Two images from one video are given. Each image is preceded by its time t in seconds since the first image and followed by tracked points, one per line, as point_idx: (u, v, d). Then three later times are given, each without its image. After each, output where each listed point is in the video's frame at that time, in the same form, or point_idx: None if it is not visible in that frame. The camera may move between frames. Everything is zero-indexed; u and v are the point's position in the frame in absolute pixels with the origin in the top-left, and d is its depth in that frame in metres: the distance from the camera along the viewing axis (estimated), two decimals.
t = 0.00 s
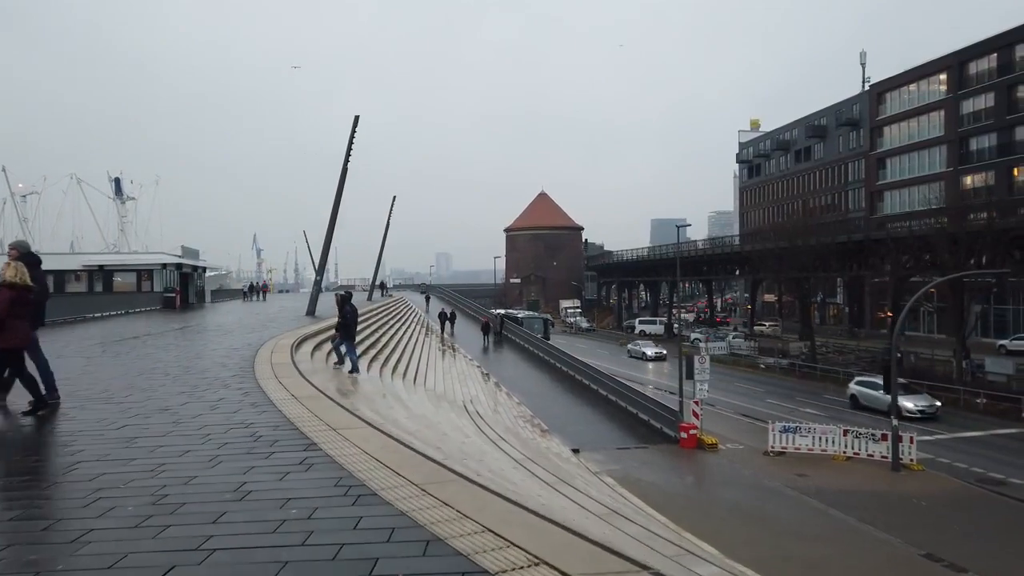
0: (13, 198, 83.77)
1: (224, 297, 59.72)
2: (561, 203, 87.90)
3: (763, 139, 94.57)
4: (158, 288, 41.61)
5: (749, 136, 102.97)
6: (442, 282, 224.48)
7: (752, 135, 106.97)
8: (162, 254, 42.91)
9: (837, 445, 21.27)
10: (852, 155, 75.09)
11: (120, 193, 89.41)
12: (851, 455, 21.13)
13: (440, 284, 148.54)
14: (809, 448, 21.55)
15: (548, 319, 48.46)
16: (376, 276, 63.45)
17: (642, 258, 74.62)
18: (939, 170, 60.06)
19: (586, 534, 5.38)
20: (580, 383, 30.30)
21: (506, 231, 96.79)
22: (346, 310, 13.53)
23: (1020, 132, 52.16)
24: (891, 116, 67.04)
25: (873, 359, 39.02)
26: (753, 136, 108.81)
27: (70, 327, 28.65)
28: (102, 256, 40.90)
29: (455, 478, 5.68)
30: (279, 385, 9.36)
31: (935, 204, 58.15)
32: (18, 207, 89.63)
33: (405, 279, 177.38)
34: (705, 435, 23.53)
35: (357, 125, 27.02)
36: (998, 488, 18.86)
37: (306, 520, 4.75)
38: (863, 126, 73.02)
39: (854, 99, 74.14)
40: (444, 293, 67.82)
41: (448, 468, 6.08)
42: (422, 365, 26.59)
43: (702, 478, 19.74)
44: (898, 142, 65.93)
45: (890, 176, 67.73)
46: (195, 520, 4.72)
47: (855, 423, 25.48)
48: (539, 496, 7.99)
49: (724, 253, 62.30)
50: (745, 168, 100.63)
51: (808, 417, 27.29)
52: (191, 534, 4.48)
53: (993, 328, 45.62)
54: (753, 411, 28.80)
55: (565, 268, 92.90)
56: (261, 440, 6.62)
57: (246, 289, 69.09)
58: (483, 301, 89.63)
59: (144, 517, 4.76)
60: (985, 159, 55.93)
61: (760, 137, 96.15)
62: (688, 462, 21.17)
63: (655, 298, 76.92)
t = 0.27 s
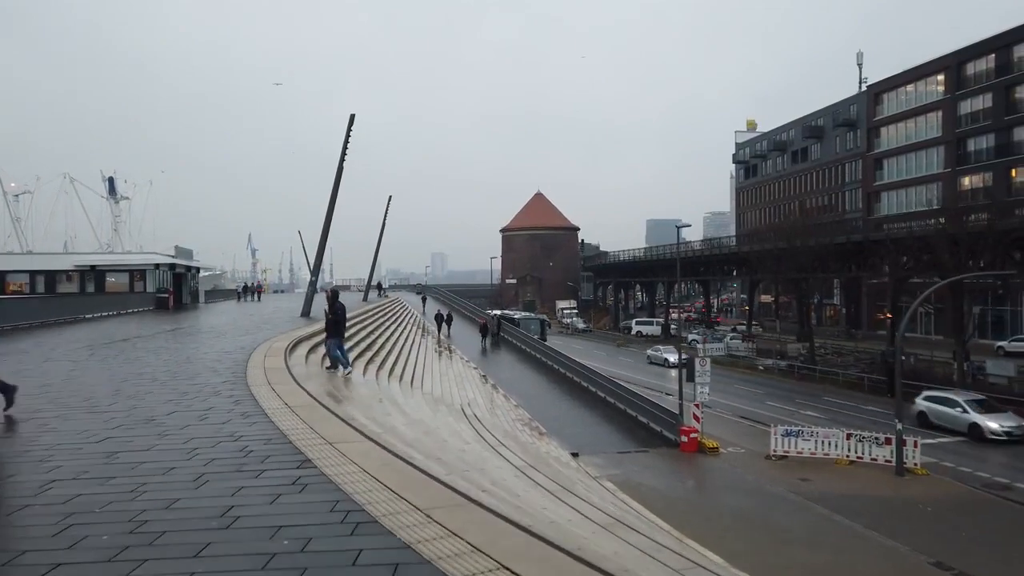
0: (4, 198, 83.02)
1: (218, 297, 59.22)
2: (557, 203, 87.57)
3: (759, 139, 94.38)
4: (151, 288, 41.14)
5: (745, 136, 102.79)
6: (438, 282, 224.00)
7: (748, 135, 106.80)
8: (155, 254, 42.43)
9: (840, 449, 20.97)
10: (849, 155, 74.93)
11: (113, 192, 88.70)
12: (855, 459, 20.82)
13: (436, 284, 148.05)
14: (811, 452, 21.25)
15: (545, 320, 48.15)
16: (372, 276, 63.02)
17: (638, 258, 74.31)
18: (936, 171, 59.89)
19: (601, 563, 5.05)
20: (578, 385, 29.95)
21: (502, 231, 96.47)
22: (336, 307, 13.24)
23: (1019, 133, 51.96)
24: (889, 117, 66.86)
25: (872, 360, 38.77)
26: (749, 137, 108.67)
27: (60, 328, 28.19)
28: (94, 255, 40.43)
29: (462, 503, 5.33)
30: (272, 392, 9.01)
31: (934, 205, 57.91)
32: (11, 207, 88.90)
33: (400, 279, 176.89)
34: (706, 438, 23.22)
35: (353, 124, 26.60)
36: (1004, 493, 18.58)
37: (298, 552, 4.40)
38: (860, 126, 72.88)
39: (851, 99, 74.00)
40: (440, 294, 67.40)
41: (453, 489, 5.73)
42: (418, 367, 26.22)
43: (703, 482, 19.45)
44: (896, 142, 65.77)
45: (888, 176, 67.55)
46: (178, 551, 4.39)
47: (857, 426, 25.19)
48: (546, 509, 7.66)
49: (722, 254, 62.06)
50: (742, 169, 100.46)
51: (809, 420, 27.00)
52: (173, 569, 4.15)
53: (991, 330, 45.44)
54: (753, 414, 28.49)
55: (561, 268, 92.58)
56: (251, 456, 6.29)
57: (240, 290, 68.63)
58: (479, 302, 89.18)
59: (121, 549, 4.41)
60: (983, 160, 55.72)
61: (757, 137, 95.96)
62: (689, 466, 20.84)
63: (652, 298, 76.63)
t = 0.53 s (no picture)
0: None
1: (210, 297, 58.69)
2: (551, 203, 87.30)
3: (753, 139, 94.33)
4: (140, 288, 40.64)
5: (739, 136, 102.75)
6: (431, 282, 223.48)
7: (742, 135, 106.79)
8: (145, 253, 41.92)
9: (840, 451, 20.71)
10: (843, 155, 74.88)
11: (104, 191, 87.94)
12: (855, 461, 20.56)
13: (429, 284, 147.71)
14: (811, 454, 20.98)
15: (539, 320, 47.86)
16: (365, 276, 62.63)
17: (632, 258, 74.13)
18: (930, 171, 59.84)
19: None
20: (573, 386, 29.64)
21: (496, 231, 96.15)
22: (323, 306, 12.88)
23: (1013, 133, 51.90)
24: (883, 117, 66.81)
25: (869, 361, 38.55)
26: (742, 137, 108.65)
27: (48, 328, 27.72)
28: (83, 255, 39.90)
29: (465, 523, 4.98)
30: (259, 397, 8.66)
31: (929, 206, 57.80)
32: None
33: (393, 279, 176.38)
34: (704, 440, 22.92)
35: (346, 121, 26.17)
36: (1006, 496, 18.35)
37: None
38: (853, 126, 72.87)
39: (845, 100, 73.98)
40: (434, 294, 67.03)
41: (455, 508, 5.40)
42: (413, 369, 25.87)
43: (701, 485, 19.18)
44: (889, 143, 65.74)
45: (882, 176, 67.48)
46: None
47: (855, 428, 24.95)
48: (550, 519, 7.30)
49: (716, 254, 61.94)
50: (736, 169, 100.42)
51: (807, 421, 26.75)
52: None
53: (986, 330, 45.39)
54: (750, 415, 28.23)
55: (555, 268, 92.33)
56: (236, 469, 5.96)
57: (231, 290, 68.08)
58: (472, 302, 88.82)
59: None
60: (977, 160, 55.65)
61: (751, 138, 95.90)
62: (687, 468, 20.56)
63: (646, 299, 76.46)
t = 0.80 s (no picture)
0: None
1: (200, 297, 58.12)
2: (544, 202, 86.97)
3: (747, 139, 94.26)
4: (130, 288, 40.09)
5: (733, 136, 102.69)
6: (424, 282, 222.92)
7: (735, 135, 106.75)
8: (135, 252, 41.38)
9: (841, 453, 20.46)
10: (837, 155, 74.80)
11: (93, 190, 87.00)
12: (855, 463, 20.30)
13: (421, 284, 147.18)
14: (811, 456, 20.71)
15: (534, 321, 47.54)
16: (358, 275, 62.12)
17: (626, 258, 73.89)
18: (925, 170, 59.76)
19: None
20: (569, 387, 29.31)
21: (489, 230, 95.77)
22: (308, 305, 12.52)
23: (1007, 132, 51.83)
24: (877, 117, 66.74)
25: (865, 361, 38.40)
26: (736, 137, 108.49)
27: (34, 328, 27.20)
28: (71, 254, 39.33)
29: (477, 550, 4.61)
30: (247, 402, 8.28)
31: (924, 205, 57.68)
32: None
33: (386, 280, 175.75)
34: (702, 442, 22.63)
35: (338, 118, 25.71)
36: (1009, 498, 18.11)
37: None
38: (848, 126, 72.81)
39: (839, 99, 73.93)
40: (427, 294, 66.62)
41: (463, 529, 5.04)
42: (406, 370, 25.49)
43: (700, 487, 18.90)
44: (884, 142, 65.67)
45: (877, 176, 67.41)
46: None
47: (854, 429, 24.71)
48: (553, 531, 6.94)
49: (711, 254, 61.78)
50: (730, 169, 100.35)
51: (805, 422, 26.51)
52: None
53: (980, 329, 45.37)
54: (748, 416, 27.95)
55: (549, 268, 92.03)
56: (217, 485, 5.59)
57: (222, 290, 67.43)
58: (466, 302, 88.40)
59: None
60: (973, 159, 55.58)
61: (745, 137, 95.77)
62: (686, 470, 20.27)
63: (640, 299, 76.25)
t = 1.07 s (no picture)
0: None
1: (202, 297, 57.83)
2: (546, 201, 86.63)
3: (750, 138, 93.88)
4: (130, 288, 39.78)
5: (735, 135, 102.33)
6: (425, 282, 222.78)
7: (738, 134, 106.40)
8: (135, 251, 41.07)
9: (852, 455, 20.12)
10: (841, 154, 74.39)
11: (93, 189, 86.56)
12: (867, 465, 19.96)
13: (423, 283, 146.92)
14: (822, 458, 20.36)
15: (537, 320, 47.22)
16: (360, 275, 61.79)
17: (629, 257, 73.55)
18: (930, 169, 59.35)
19: None
20: (574, 387, 28.98)
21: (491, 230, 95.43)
22: (303, 302, 12.19)
23: (1013, 130, 51.40)
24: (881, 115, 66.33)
25: (872, 361, 38.07)
26: (739, 136, 108.06)
27: (32, 328, 26.87)
28: (70, 254, 39.01)
29: None
30: (247, 407, 7.94)
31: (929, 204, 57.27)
32: None
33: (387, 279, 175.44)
34: (710, 444, 22.29)
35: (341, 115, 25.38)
36: None
37: None
38: (852, 125, 72.43)
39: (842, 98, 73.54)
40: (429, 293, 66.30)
41: (481, 556, 4.69)
42: (410, 371, 25.15)
43: (710, 490, 18.59)
44: (888, 141, 65.27)
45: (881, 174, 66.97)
46: None
47: (864, 430, 24.36)
48: (571, 543, 6.61)
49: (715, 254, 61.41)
50: (732, 168, 100.01)
51: (814, 423, 26.18)
52: None
53: (986, 329, 45.08)
54: (755, 417, 27.61)
55: (550, 267, 91.72)
56: (212, 502, 5.26)
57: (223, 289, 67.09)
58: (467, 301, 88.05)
59: None
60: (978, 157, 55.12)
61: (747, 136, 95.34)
62: (695, 473, 19.93)
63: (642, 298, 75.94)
